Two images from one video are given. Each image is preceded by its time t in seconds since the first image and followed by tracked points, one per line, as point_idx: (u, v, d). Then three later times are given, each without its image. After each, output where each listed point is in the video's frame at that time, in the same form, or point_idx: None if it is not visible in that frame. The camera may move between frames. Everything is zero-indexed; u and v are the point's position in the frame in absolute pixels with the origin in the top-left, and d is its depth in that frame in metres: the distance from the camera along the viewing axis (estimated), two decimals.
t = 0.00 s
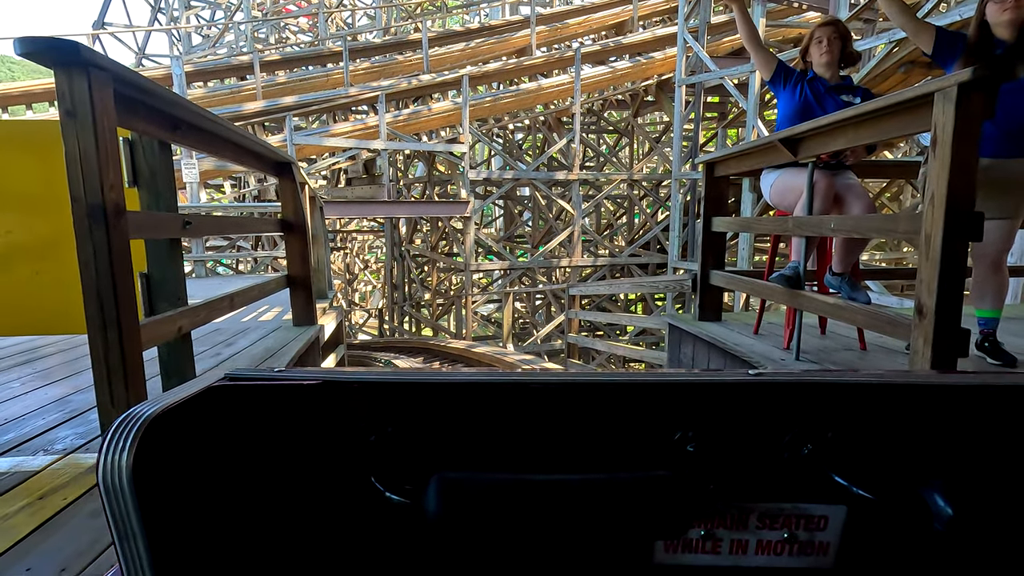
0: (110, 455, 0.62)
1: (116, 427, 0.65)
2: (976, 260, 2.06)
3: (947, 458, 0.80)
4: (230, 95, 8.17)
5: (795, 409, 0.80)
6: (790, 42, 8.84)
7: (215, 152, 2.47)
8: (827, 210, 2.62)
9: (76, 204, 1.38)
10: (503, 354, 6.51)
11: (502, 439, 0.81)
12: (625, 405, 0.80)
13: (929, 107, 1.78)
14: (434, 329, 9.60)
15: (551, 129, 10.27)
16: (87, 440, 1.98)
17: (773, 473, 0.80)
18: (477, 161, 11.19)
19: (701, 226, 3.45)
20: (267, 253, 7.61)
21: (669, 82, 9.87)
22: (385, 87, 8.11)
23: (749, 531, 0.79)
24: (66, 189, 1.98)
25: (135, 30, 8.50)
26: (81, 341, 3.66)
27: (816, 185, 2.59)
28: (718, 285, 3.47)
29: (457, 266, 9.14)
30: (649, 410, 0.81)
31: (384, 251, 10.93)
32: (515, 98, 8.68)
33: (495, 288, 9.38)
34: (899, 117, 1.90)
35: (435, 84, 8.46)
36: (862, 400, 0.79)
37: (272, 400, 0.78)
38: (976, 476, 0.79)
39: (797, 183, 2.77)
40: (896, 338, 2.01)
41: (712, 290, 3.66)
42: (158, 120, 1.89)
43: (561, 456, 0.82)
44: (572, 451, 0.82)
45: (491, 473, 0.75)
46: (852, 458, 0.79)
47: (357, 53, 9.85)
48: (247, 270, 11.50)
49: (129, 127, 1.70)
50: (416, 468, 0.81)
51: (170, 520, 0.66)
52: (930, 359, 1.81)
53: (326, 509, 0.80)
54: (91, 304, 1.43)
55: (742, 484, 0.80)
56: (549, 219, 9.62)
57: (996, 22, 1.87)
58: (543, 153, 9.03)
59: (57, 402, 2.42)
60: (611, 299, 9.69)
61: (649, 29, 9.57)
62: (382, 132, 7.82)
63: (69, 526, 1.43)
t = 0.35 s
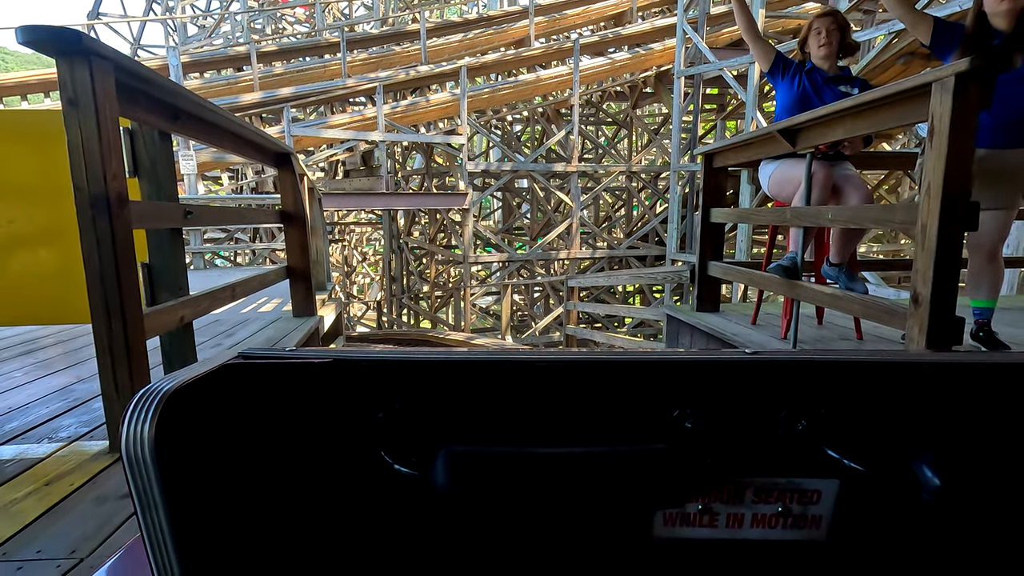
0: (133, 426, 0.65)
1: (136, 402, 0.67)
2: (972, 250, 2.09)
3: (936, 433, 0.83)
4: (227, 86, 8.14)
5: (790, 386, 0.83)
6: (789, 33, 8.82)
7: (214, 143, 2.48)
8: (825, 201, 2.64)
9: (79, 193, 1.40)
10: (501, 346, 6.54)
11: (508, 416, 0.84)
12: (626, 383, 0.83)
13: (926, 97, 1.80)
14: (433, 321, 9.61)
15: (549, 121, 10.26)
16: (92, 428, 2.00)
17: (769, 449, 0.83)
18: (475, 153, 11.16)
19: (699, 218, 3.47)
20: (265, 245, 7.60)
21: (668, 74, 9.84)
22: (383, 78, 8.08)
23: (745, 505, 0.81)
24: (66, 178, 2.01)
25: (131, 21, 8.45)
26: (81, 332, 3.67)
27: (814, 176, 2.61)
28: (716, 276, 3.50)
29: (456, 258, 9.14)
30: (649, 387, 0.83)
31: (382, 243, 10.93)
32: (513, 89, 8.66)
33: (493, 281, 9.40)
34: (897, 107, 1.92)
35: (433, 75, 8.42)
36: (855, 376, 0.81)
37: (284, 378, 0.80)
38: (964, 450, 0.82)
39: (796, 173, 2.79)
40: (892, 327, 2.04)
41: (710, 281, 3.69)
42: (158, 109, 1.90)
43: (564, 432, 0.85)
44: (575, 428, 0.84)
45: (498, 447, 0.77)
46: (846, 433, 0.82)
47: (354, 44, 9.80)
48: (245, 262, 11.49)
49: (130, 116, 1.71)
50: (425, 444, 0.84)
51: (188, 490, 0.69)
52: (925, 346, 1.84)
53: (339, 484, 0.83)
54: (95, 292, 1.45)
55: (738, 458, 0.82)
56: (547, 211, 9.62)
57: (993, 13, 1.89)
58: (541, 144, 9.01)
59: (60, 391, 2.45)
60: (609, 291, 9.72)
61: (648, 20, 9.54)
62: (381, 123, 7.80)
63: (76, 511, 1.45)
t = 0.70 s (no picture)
0: (133, 406, 0.65)
1: (135, 380, 0.67)
2: (971, 242, 2.09)
3: (936, 414, 0.83)
4: (225, 79, 8.10)
5: (790, 368, 0.83)
6: (790, 26, 8.78)
7: (213, 134, 2.48)
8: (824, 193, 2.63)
9: (77, 182, 1.39)
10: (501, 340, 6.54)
11: (508, 399, 0.84)
12: (625, 365, 0.83)
13: (927, 86, 1.79)
14: (432, 315, 9.61)
15: (549, 114, 10.22)
16: (92, 418, 2.01)
17: (769, 432, 0.82)
18: (474, 147, 11.13)
19: (699, 211, 3.46)
20: (264, 239, 7.58)
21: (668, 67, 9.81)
22: (382, 72, 8.04)
23: (744, 488, 0.81)
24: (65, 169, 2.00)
25: (128, 13, 8.39)
26: (81, 324, 3.67)
27: (813, 168, 2.60)
28: (715, 269, 3.50)
29: (455, 252, 9.13)
30: (648, 370, 0.83)
31: (381, 237, 10.91)
32: (513, 83, 8.62)
33: (493, 275, 9.39)
34: (897, 96, 1.91)
35: (433, 68, 8.39)
36: (854, 358, 0.81)
37: (283, 360, 0.80)
38: (964, 432, 0.82)
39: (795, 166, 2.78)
40: (891, 317, 2.04)
41: (709, 274, 3.69)
42: (157, 99, 1.89)
43: (564, 415, 0.84)
44: (575, 410, 0.84)
45: (497, 428, 0.77)
46: (845, 415, 0.82)
47: (353, 37, 9.75)
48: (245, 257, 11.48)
49: (128, 106, 1.70)
50: (424, 427, 0.84)
51: (188, 469, 0.69)
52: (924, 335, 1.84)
53: (338, 465, 0.83)
54: (94, 281, 1.45)
55: (737, 440, 0.82)
56: (547, 205, 9.60)
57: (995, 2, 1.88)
58: (541, 138, 8.97)
59: (59, 382, 2.45)
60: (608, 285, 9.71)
61: (648, 13, 9.48)
62: (380, 117, 7.77)
63: (73, 500, 1.45)
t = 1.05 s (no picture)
0: (138, 408, 0.65)
1: (141, 381, 0.67)
2: (972, 241, 2.09)
3: (940, 415, 0.83)
4: (225, 76, 8.09)
5: (795, 369, 0.83)
6: (791, 23, 8.76)
7: (213, 132, 2.47)
8: (825, 192, 2.63)
9: (78, 180, 1.39)
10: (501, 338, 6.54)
11: (512, 400, 0.84)
12: (631, 365, 0.83)
13: (929, 86, 1.79)
14: (433, 313, 9.62)
15: (549, 112, 10.21)
16: (93, 417, 2.01)
17: (773, 432, 0.83)
18: (475, 144, 11.11)
19: (700, 209, 3.46)
20: (264, 236, 7.57)
21: (668, 65, 9.80)
22: (382, 69, 8.03)
23: (748, 489, 0.81)
24: (66, 168, 2.00)
25: (128, 10, 8.37)
26: (83, 322, 3.68)
27: (814, 167, 2.60)
28: (716, 268, 3.50)
29: (455, 250, 9.12)
30: (653, 371, 0.83)
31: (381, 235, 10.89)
32: (514, 80, 8.60)
33: (493, 273, 9.39)
34: (900, 95, 1.91)
35: (433, 66, 8.37)
36: (861, 359, 0.81)
37: (288, 361, 0.80)
38: (968, 434, 0.82)
39: (797, 165, 2.78)
40: (893, 317, 2.04)
41: (710, 273, 3.69)
42: (157, 98, 1.89)
43: (569, 416, 0.84)
44: (580, 411, 0.84)
45: (503, 430, 0.77)
46: (850, 416, 0.82)
47: (353, 35, 9.72)
48: (245, 255, 11.48)
49: (129, 104, 1.70)
50: (428, 428, 0.84)
51: (194, 471, 0.69)
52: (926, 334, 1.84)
53: (342, 466, 0.84)
54: (96, 279, 1.44)
55: (742, 442, 0.82)
56: (547, 203, 9.59)
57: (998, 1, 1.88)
58: (542, 136, 8.95)
59: (60, 380, 2.45)
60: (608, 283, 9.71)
61: (649, 11, 9.46)
62: (380, 115, 7.76)
63: (75, 499, 1.45)
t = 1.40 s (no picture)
0: (125, 403, 0.64)
1: (128, 376, 0.66)
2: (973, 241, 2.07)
3: (937, 412, 0.82)
4: (226, 77, 8.09)
5: (789, 365, 0.82)
6: (792, 24, 8.75)
7: (212, 131, 2.47)
8: (825, 190, 2.62)
9: (74, 177, 1.38)
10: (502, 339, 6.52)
11: (505, 398, 0.83)
12: (626, 363, 0.82)
13: (928, 84, 1.78)
14: (433, 314, 9.61)
15: (550, 113, 10.19)
16: (90, 415, 2.00)
17: (767, 429, 0.82)
18: (475, 145, 11.11)
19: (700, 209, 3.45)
20: (265, 237, 7.56)
21: (669, 66, 9.79)
22: (383, 70, 8.02)
23: (744, 487, 0.80)
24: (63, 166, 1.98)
25: (128, 11, 8.36)
26: (81, 321, 3.68)
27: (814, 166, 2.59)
28: (716, 267, 3.48)
29: (456, 251, 9.11)
30: (647, 368, 0.82)
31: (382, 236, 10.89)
32: (514, 81, 8.58)
33: (493, 274, 9.37)
34: (898, 93, 1.90)
35: (433, 67, 8.37)
36: (856, 356, 0.80)
37: (280, 357, 0.80)
38: (965, 432, 0.81)
39: (797, 163, 2.77)
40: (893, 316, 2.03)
41: (710, 273, 3.68)
42: (156, 96, 1.88)
43: (562, 413, 0.84)
44: (573, 409, 0.83)
45: (495, 427, 0.76)
46: (847, 414, 0.81)
47: (353, 36, 9.72)
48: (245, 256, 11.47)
49: (126, 102, 1.70)
50: (420, 426, 0.83)
51: (183, 467, 0.68)
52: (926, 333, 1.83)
53: (333, 463, 0.83)
54: (91, 277, 1.43)
55: (738, 439, 0.82)
56: (548, 204, 9.58)
57: None
58: (542, 136, 8.94)
59: (58, 379, 2.45)
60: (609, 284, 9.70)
61: (649, 12, 9.45)
62: (380, 115, 7.75)
63: (69, 497, 1.44)
